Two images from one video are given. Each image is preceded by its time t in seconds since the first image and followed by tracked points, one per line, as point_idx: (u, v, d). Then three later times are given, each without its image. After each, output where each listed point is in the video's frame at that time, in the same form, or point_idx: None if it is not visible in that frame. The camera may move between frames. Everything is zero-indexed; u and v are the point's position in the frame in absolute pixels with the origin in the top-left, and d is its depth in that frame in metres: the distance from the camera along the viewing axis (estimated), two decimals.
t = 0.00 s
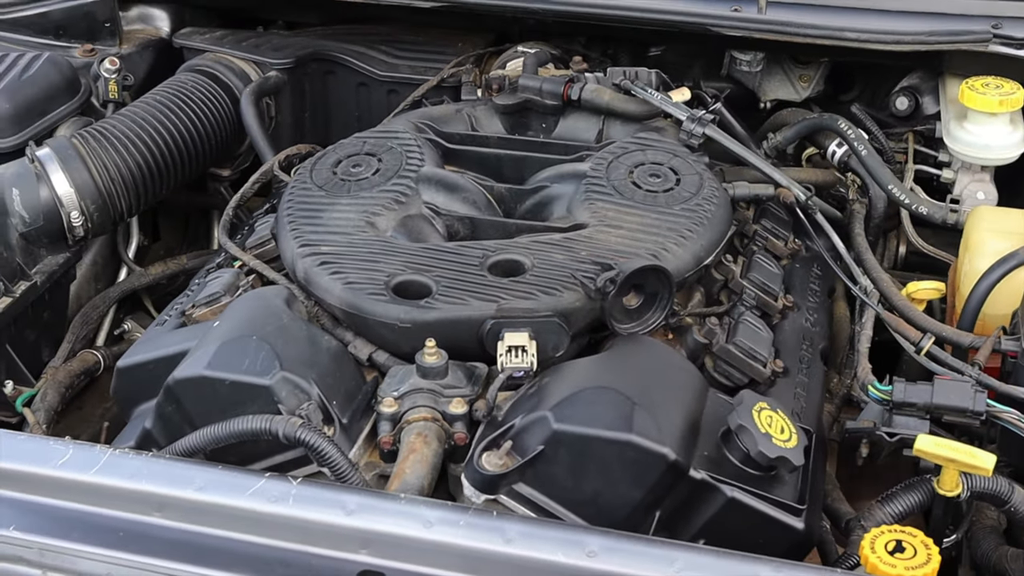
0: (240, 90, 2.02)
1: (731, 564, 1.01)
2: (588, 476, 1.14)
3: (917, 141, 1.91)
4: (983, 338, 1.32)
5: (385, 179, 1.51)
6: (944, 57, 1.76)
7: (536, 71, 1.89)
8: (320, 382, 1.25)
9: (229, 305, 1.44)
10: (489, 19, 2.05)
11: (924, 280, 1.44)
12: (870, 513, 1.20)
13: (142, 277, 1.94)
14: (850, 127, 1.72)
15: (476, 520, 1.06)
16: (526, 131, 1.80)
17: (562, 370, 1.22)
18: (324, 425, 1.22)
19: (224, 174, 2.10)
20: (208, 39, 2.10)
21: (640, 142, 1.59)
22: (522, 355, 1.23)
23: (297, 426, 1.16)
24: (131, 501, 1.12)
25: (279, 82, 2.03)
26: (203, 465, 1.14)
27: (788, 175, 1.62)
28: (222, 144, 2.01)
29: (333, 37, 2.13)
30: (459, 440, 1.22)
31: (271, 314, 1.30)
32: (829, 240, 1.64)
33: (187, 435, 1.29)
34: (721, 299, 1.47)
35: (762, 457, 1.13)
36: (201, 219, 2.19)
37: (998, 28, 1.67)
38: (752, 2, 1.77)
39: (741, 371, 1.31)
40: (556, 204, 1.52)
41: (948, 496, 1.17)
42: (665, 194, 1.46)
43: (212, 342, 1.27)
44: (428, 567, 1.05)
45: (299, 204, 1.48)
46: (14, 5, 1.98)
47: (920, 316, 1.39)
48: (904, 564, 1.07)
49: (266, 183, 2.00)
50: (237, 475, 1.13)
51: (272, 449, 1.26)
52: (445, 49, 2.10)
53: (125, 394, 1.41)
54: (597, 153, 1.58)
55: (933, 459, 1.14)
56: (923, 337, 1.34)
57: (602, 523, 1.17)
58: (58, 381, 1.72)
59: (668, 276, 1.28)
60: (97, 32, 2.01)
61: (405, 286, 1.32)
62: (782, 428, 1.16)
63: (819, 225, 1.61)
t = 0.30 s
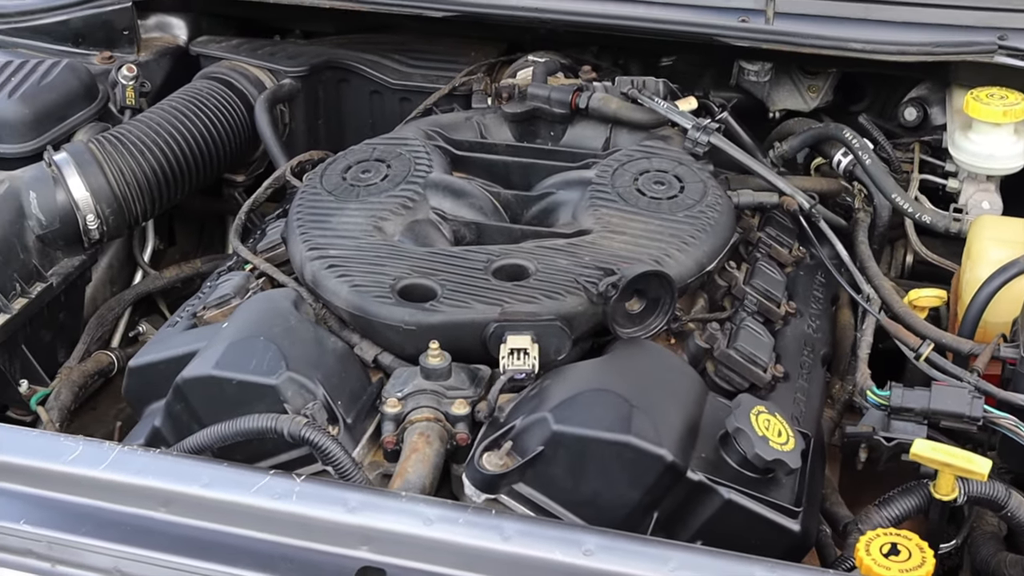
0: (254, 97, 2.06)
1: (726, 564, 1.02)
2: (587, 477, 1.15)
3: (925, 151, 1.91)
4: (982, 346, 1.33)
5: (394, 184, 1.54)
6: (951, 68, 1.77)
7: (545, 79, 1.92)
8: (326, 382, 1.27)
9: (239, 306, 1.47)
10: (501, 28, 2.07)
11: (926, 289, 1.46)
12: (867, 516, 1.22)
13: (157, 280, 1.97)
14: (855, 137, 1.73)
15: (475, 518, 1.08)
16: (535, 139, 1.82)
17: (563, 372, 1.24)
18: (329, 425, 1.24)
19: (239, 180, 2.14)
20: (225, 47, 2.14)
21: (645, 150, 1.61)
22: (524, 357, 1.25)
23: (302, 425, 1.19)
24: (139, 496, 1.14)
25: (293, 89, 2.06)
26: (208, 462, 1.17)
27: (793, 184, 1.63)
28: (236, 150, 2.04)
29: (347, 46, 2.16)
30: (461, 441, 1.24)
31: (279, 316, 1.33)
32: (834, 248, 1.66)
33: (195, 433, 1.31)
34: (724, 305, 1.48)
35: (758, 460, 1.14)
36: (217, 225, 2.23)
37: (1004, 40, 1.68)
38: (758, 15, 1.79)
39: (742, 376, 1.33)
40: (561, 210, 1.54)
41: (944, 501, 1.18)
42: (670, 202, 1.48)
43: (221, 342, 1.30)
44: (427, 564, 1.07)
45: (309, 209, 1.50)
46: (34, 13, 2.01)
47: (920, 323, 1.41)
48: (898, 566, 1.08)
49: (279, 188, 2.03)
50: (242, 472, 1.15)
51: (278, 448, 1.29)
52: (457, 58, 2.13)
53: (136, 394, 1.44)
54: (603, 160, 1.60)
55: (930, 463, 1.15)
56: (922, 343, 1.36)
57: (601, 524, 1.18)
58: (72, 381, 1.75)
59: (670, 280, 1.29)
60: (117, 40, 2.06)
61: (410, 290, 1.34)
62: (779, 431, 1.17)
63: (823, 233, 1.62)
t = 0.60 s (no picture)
0: (266, 106, 2.09)
1: (721, 561, 1.05)
2: (586, 476, 1.18)
3: (927, 162, 1.94)
4: (978, 351, 1.35)
5: (401, 190, 1.57)
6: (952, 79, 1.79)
7: (552, 89, 1.95)
8: (331, 382, 1.30)
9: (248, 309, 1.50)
10: (510, 39, 2.10)
11: (924, 294, 1.47)
12: (862, 517, 1.25)
13: (170, 284, 2.00)
14: (856, 146, 1.76)
15: (475, 514, 1.11)
16: (541, 147, 1.85)
17: (563, 374, 1.26)
18: (334, 423, 1.27)
19: (250, 187, 2.17)
20: (238, 57, 2.18)
21: (648, 157, 1.63)
22: (525, 359, 1.27)
23: (307, 423, 1.21)
24: (148, 492, 1.18)
25: (305, 98, 2.10)
26: (215, 459, 1.20)
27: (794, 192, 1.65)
28: (248, 157, 2.08)
29: (358, 56, 2.20)
30: (464, 441, 1.26)
31: (286, 317, 1.36)
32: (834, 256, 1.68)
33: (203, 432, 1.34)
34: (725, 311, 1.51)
35: (755, 460, 1.17)
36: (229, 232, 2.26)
37: (1004, 51, 1.70)
38: (763, 24, 1.82)
39: (740, 379, 1.36)
40: (565, 217, 1.57)
41: (939, 502, 1.21)
42: (672, 208, 1.50)
43: (230, 343, 1.34)
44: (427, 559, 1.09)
45: (318, 214, 1.54)
46: (52, 23, 2.07)
47: (919, 329, 1.43)
48: (892, 565, 1.11)
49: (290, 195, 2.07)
50: (246, 469, 1.19)
51: (285, 446, 1.32)
52: (467, 68, 2.16)
53: (146, 395, 1.48)
54: (606, 168, 1.62)
55: (924, 465, 1.18)
56: (918, 348, 1.39)
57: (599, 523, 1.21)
58: (85, 381, 1.78)
59: (670, 285, 1.31)
60: (132, 49, 2.10)
61: (415, 292, 1.37)
62: (776, 433, 1.20)
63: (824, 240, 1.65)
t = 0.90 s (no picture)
0: (277, 115, 2.14)
1: (715, 555, 1.07)
2: (584, 472, 1.21)
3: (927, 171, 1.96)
4: (971, 353, 1.39)
5: (407, 196, 1.60)
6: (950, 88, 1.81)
7: (556, 98, 1.98)
8: (337, 381, 1.33)
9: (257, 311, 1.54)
10: (516, 50, 2.14)
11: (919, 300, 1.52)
12: (855, 515, 1.28)
13: (181, 289, 2.04)
14: (853, 154, 1.79)
15: (475, 508, 1.14)
16: (544, 155, 1.88)
17: (564, 373, 1.29)
18: (339, 421, 1.31)
19: (260, 196, 2.22)
20: (249, 67, 2.23)
21: (649, 165, 1.67)
22: (527, 359, 1.31)
23: (314, 420, 1.25)
24: (157, 486, 1.20)
25: (315, 107, 2.14)
26: (222, 454, 1.23)
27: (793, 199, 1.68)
28: (258, 165, 2.12)
29: (367, 66, 2.24)
30: (465, 438, 1.30)
31: (294, 318, 1.39)
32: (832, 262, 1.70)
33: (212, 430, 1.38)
34: (724, 314, 1.54)
35: (749, 458, 1.20)
36: (239, 240, 2.29)
37: (1000, 61, 1.73)
38: (763, 36, 1.86)
39: (737, 381, 1.39)
40: (567, 222, 1.60)
41: (930, 501, 1.23)
42: (671, 214, 1.53)
43: (239, 342, 1.37)
44: (428, 552, 1.12)
45: (326, 218, 1.57)
46: (69, 34, 2.12)
47: (913, 332, 1.46)
48: (883, 561, 1.14)
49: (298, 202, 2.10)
50: (253, 464, 1.21)
51: (292, 443, 1.35)
52: (474, 78, 2.20)
53: (157, 395, 1.51)
54: (608, 174, 1.66)
55: (916, 464, 1.20)
56: (912, 351, 1.42)
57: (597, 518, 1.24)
58: (98, 383, 1.81)
59: (669, 288, 1.35)
60: (146, 60, 2.15)
61: (420, 294, 1.40)
62: (771, 431, 1.23)
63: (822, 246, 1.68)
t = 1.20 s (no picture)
0: (284, 122, 2.18)
1: (708, 543, 1.10)
2: (582, 465, 1.24)
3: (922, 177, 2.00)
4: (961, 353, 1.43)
5: (411, 198, 1.64)
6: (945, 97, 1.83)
7: (558, 106, 2.02)
8: (342, 377, 1.37)
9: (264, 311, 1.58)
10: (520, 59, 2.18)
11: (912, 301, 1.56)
12: (847, 509, 1.31)
13: (189, 293, 2.07)
14: (849, 160, 1.82)
15: (476, 499, 1.16)
16: (546, 161, 1.92)
17: (563, 369, 1.32)
18: (344, 415, 1.35)
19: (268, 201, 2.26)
20: (258, 75, 2.27)
21: (648, 169, 1.70)
22: (527, 355, 1.34)
23: (319, 414, 1.28)
24: (165, 478, 1.24)
25: (322, 114, 2.18)
26: (229, 447, 1.26)
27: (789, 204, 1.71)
28: (266, 171, 2.17)
29: (373, 75, 2.29)
30: (466, 433, 1.33)
31: (300, 315, 1.42)
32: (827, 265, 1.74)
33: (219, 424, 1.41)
34: (720, 315, 1.57)
35: (743, 451, 1.23)
36: (246, 246, 2.34)
37: (993, 70, 1.76)
38: (761, 45, 1.90)
39: (732, 378, 1.42)
40: (567, 224, 1.64)
41: (920, 496, 1.26)
42: (669, 216, 1.57)
43: (247, 339, 1.41)
44: (430, 541, 1.15)
45: (332, 220, 1.61)
46: (81, 42, 2.17)
47: (906, 333, 1.49)
48: (872, 552, 1.17)
49: (304, 208, 2.14)
50: (260, 456, 1.24)
51: (298, 437, 1.39)
52: (478, 87, 2.24)
53: (167, 392, 1.55)
54: (608, 178, 1.69)
55: (906, 459, 1.24)
56: (904, 350, 1.45)
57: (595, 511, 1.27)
58: (107, 384, 1.84)
59: (667, 287, 1.38)
60: (157, 68, 2.20)
61: (423, 293, 1.44)
62: (764, 426, 1.27)
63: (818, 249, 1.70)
